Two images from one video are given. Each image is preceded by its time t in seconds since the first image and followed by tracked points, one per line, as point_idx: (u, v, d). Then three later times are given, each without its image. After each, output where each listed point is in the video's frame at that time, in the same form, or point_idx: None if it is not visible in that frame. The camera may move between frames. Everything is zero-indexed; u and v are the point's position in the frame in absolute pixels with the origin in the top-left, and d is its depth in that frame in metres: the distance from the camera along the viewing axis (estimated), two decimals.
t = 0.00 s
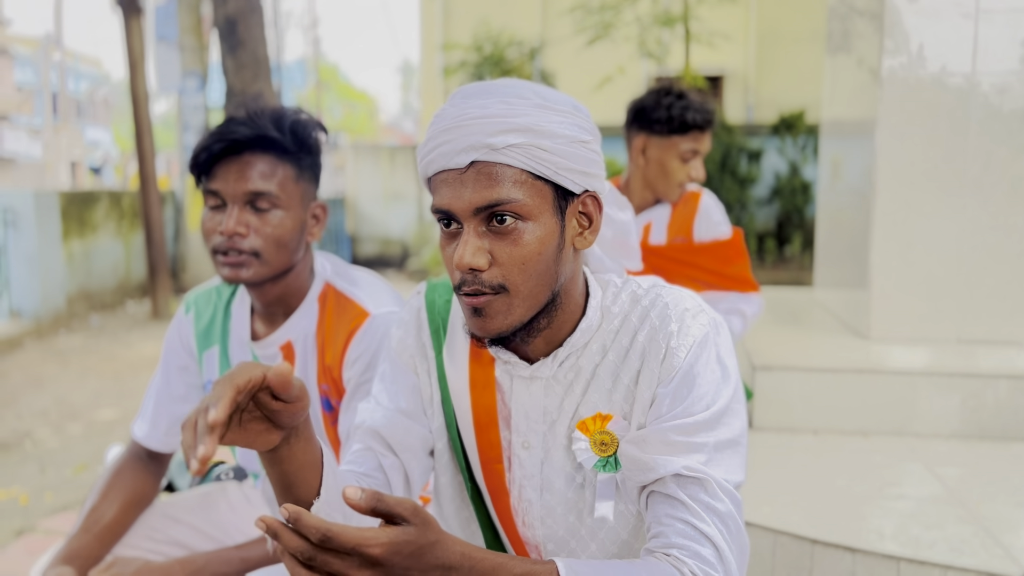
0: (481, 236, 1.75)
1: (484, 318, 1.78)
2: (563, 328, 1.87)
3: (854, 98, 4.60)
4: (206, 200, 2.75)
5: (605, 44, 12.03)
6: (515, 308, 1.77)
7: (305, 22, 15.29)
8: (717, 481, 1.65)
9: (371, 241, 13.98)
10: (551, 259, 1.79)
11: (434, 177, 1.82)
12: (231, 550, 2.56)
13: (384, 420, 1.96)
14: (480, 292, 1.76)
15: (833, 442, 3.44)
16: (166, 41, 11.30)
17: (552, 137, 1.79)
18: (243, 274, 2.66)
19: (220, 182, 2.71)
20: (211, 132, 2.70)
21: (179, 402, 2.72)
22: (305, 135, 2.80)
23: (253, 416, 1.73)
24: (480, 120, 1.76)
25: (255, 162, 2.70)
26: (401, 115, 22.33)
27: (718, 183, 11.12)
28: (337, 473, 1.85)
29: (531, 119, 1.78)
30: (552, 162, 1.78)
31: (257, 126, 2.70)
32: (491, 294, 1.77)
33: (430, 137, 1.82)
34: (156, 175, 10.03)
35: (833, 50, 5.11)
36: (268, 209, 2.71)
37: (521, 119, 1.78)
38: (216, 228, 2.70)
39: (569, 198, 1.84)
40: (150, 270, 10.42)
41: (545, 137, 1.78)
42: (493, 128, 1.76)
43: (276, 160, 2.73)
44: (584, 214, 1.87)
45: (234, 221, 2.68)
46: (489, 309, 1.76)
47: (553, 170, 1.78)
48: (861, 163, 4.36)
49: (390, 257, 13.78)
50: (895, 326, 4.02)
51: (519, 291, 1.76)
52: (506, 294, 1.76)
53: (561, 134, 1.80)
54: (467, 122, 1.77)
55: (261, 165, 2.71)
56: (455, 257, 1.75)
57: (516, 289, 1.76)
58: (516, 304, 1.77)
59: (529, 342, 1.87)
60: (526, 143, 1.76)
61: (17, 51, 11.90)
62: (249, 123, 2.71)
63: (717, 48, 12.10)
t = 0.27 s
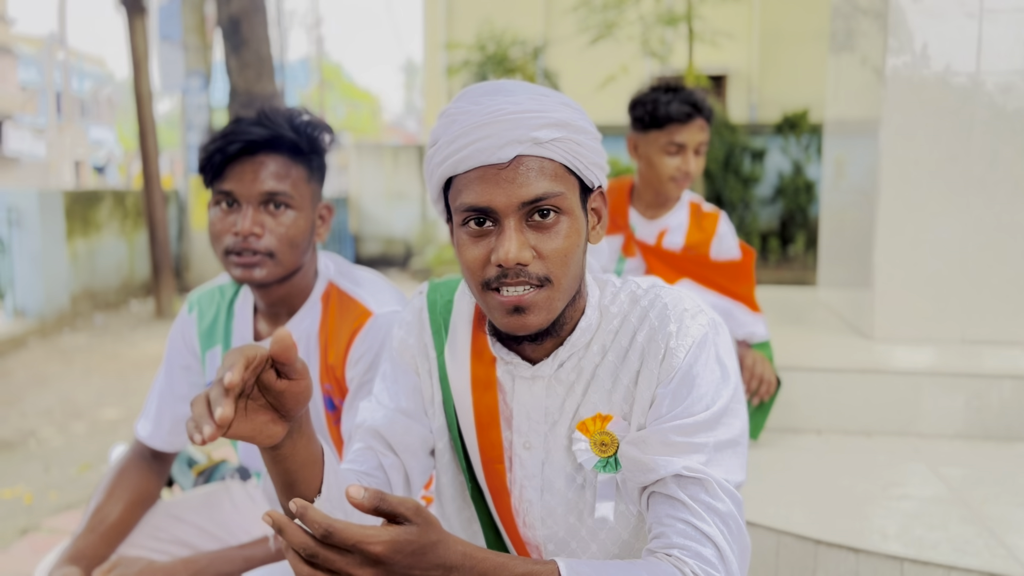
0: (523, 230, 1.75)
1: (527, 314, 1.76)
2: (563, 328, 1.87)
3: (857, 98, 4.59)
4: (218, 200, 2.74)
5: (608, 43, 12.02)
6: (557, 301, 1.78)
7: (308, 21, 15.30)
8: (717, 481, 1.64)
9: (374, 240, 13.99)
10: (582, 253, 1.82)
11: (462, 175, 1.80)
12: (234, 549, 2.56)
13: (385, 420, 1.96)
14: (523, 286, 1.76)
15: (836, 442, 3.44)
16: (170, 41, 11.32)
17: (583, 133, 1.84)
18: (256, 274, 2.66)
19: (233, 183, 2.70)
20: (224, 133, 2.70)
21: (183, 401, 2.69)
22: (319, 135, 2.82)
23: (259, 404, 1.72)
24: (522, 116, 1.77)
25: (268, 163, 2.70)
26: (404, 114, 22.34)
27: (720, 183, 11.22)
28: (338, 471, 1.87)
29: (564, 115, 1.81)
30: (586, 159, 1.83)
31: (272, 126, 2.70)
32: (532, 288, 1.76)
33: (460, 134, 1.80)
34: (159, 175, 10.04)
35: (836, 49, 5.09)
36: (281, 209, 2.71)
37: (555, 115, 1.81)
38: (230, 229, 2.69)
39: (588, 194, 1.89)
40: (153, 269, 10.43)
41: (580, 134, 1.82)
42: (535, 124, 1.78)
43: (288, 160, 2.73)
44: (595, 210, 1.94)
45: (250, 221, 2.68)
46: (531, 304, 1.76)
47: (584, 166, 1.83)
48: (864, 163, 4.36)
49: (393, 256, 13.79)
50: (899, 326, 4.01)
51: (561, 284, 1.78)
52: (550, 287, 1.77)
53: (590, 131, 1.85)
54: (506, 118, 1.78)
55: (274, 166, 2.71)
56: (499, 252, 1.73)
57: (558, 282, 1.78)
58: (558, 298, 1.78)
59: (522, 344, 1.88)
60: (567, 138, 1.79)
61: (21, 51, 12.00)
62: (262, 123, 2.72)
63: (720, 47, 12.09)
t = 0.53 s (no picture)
0: (533, 236, 1.75)
1: (534, 320, 1.76)
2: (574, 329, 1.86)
3: (865, 97, 4.58)
4: (228, 199, 2.73)
5: (615, 41, 12.01)
6: (563, 305, 1.78)
7: (315, 20, 15.31)
8: (727, 483, 1.64)
9: (380, 239, 14.01)
10: (593, 257, 1.81)
11: (474, 178, 1.80)
12: (243, 547, 2.58)
13: (392, 420, 1.95)
14: (531, 291, 1.75)
15: (843, 442, 3.44)
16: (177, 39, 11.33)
17: (599, 139, 1.83)
18: (268, 274, 2.65)
19: (246, 182, 2.70)
20: (236, 132, 2.70)
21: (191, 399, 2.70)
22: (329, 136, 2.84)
23: (250, 398, 1.72)
24: (537, 121, 1.78)
25: (281, 163, 2.71)
26: (410, 113, 22.37)
27: (727, 181, 11.07)
28: (342, 471, 1.86)
29: (580, 120, 1.82)
30: (599, 163, 1.83)
31: (286, 127, 2.71)
32: (540, 292, 1.76)
33: (473, 137, 1.80)
34: (167, 173, 10.06)
35: (845, 49, 5.09)
36: (293, 209, 2.72)
37: (571, 119, 1.81)
38: (242, 228, 2.69)
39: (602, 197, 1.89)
40: (160, 267, 10.45)
41: (595, 139, 1.82)
42: (550, 129, 1.77)
43: (301, 160, 2.74)
44: (610, 212, 1.93)
45: (263, 221, 2.67)
46: (537, 310, 1.76)
47: (597, 171, 1.82)
48: (872, 163, 4.35)
49: (399, 255, 13.82)
50: (906, 326, 4.01)
51: (568, 290, 1.78)
52: (557, 293, 1.77)
53: (605, 136, 1.85)
54: (520, 122, 1.78)
55: (287, 166, 2.71)
56: (507, 256, 1.73)
57: (566, 289, 1.77)
58: (566, 304, 1.78)
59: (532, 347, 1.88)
60: (581, 144, 1.79)
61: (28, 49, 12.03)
62: (275, 123, 2.73)
63: (727, 46, 12.08)
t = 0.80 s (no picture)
0: (532, 231, 1.75)
1: (532, 313, 1.77)
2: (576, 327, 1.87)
3: (868, 97, 4.58)
4: (232, 198, 2.73)
5: (617, 41, 12.01)
6: (562, 302, 1.78)
7: (318, 19, 15.33)
8: (728, 480, 1.65)
9: (383, 238, 14.03)
10: (593, 254, 1.81)
11: (474, 173, 1.81)
12: (246, 544, 2.59)
13: (389, 417, 1.97)
14: (529, 288, 1.76)
15: (845, 442, 3.44)
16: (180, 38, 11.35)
17: (598, 135, 1.83)
18: (271, 272, 2.66)
19: (249, 181, 2.70)
20: (240, 131, 2.69)
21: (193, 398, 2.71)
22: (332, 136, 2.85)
23: (258, 412, 1.70)
24: (534, 116, 1.77)
25: (285, 162, 2.71)
26: (413, 113, 22.41)
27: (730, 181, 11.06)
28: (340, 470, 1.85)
29: (578, 116, 1.81)
30: (599, 160, 1.82)
31: (290, 125, 2.72)
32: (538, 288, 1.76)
33: (471, 132, 1.81)
34: (170, 172, 10.07)
35: (847, 49, 5.10)
36: (296, 208, 2.72)
37: (569, 115, 1.80)
38: (245, 227, 2.69)
39: (603, 195, 1.88)
40: (163, 265, 10.47)
41: (593, 135, 1.81)
42: (548, 125, 1.78)
43: (305, 159, 2.74)
44: (611, 210, 1.93)
45: (267, 220, 2.68)
46: (536, 306, 1.76)
47: (597, 167, 1.82)
48: (875, 163, 4.34)
49: (401, 254, 13.84)
50: (909, 326, 4.00)
51: (567, 287, 1.78)
52: (556, 290, 1.77)
53: (604, 132, 1.84)
54: (519, 117, 1.78)
55: (292, 165, 2.72)
56: (507, 252, 1.74)
57: (566, 284, 1.77)
58: (564, 300, 1.78)
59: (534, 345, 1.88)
60: (580, 139, 1.79)
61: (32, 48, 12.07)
62: (279, 122, 2.73)
63: (730, 46, 12.10)
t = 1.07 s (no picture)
0: (510, 225, 1.77)
1: (509, 311, 1.78)
2: (577, 326, 1.87)
3: (870, 97, 4.58)
4: (230, 196, 2.76)
5: (619, 41, 12.02)
6: (537, 300, 1.77)
7: (320, 18, 15.34)
8: (728, 477, 1.65)
9: (384, 237, 14.05)
10: (578, 254, 1.80)
11: (464, 164, 1.84)
12: (248, 543, 2.55)
13: (392, 418, 1.96)
14: (505, 282, 1.77)
15: (846, 442, 3.45)
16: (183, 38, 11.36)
17: (588, 134, 1.80)
18: (267, 271, 2.66)
19: (246, 180, 2.73)
20: (239, 129, 2.72)
21: (195, 397, 2.75)
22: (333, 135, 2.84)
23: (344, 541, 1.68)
24: (520, 111, 1.78)
25: (282, 161, 2.73)
26: (415, 112, 22.41)
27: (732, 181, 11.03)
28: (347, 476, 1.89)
29: (568, 114, 1.79)
30: (588, 160, 1.80)
31: (287, 125, 2.73)
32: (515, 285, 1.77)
33: (464, 124, 1.83)
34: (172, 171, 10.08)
35: (849, 49, 5.11)
36: (292, 208, 2.73)
37: (558, 112, 1.79)
38: (242, 226, 2.71)
39: (598, 198, 1.86)
40: (165, 264, 10.47)
41: (583, 134, 1.79)
42: (531, 120, 1.77)
43: (302, 159, 2.76)
44: (610, 214, 1.89)
45: (262, 218, 2.70)
46: (513, 302, 1.77)
47: (586, 166, 1.80)
48: (878, 163, 4.34)
49: (403, 253, 13.85)
50: (910, 326, 4.00)
51: (543, 285, 1.77)
52: (531, 287, 1.77)
53: (598, 133, 1.81)
54: (507, 111, 1.79)
55: (288, 165, 2.74)
56: (482, 243, 1.77)
57: (541, 282, 1.77)
58: (540, 300, 1.78)
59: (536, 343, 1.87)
60: (564, 137, 1.78)
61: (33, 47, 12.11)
62: (277, 121, 2.74)
63: (732, 46, 12.10)
